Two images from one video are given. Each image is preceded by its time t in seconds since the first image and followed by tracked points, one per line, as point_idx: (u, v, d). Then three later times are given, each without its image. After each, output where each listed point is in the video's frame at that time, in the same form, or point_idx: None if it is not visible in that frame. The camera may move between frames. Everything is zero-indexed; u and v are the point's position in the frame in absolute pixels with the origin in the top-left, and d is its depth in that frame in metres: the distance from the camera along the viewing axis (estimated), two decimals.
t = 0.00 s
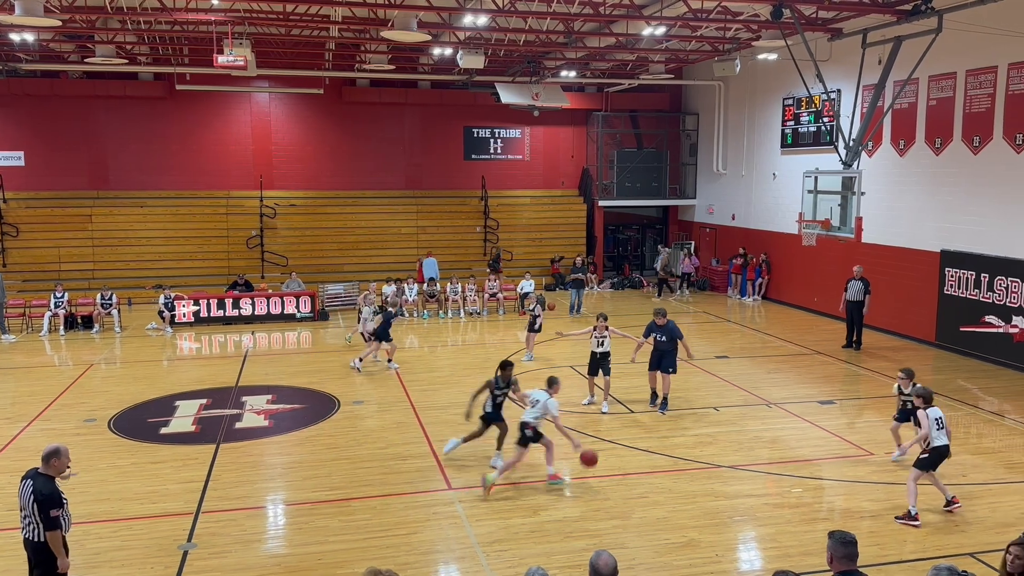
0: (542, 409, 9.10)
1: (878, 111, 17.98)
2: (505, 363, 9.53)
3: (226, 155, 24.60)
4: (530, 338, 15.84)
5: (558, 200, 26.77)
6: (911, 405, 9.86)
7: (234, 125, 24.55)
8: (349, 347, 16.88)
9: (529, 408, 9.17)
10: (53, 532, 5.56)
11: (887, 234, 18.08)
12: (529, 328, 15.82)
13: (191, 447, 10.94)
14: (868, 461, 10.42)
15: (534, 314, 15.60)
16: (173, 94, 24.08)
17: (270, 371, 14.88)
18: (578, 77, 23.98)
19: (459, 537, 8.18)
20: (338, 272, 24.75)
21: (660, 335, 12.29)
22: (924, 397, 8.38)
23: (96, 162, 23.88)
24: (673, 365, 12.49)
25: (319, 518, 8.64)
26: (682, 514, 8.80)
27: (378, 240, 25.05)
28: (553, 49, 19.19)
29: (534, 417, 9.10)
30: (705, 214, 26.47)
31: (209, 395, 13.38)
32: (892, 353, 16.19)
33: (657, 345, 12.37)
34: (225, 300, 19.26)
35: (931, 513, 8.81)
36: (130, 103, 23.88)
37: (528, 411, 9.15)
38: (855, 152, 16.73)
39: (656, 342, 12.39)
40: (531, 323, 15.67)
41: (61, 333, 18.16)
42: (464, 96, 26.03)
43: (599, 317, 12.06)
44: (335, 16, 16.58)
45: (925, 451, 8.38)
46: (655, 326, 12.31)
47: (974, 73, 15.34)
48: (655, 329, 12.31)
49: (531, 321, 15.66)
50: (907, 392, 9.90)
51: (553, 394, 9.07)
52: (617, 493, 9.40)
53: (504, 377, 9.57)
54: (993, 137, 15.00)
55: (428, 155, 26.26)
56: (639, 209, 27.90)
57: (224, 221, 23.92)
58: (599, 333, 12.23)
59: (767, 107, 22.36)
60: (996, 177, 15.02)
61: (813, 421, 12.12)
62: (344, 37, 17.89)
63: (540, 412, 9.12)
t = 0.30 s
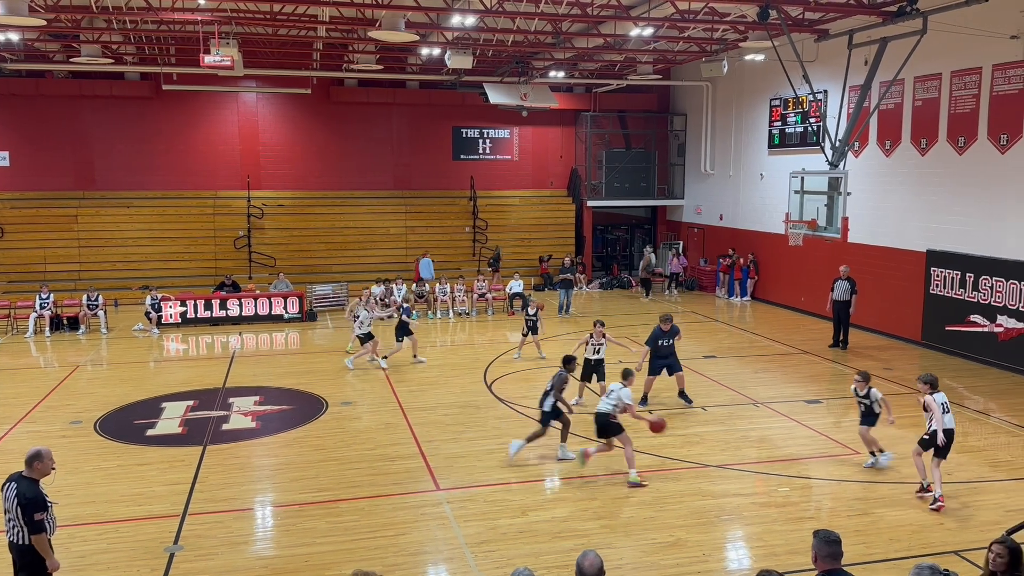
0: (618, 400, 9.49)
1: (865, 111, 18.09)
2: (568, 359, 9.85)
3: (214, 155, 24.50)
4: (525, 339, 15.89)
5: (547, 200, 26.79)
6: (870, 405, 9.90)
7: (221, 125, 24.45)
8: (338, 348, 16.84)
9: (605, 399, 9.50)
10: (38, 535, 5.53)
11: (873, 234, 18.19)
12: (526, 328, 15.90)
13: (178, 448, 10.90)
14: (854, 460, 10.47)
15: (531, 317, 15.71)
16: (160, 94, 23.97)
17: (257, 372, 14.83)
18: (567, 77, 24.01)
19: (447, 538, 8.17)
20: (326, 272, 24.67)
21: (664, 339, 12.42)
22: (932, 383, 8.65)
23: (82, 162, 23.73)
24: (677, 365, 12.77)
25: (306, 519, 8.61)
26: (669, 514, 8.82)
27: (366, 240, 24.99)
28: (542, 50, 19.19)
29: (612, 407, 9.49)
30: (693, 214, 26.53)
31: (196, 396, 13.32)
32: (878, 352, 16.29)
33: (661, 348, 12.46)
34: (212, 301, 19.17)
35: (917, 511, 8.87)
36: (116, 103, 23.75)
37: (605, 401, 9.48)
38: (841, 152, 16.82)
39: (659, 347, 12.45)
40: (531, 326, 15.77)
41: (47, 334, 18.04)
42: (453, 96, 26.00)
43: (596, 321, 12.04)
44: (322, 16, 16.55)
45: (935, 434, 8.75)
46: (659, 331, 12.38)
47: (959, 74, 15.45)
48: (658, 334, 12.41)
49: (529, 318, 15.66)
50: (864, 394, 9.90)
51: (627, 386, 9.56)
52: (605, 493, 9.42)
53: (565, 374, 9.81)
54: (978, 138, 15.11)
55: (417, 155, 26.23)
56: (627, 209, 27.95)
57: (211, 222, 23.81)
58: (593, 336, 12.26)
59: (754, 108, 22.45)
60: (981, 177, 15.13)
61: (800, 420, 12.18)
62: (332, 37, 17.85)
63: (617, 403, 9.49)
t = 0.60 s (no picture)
0: (676, 382, 10.16)
1: (852, 112, 18.20)
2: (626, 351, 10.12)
3: (201, 155, 24.38)
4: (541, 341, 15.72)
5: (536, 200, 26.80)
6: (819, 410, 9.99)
7: (208, 125, 24.33)
8: (327, 349, 16.81)
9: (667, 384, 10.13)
10: (24, 538, 5.48)
11: (860, 234, 18.29)
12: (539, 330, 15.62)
13: (165, 450, 10.84)
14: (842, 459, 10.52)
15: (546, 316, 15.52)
16: (147, 94, 23.83)
17: (245, 373, 14.76)
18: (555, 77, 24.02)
19: (436, 539, 8.15)
20: (314, 273, 24.58)
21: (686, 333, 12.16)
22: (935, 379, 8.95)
23: (68, 162, 23.56)
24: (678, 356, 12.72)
25: (295, 521, 8.58)
26: (658, 513, 8.84)
27: (354, 240, 24.92)
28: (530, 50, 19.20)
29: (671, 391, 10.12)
30: (681, 214, 26.61)
31: (184, 398, 13.24)
32: (865, 351, 16.38)
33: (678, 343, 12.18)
34: (200, 302, 19.08)
35: (904, 509, 8.92)
36: (103, 102, 23.58)
37: (666, 386, 10.12)
38: (828, 153, 16.91)
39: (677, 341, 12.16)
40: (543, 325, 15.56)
41: (33, 336, 17.90)
42: (442, 96, 25.95)
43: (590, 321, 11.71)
44: (311, 16, 16.51)
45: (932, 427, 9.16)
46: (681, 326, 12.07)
47: (945, 75, 15.56)
48: (679, 327, 12.08)
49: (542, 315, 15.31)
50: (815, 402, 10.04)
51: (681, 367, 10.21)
52: (595, 493, 9.42)
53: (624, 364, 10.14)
54: (964, 138, 15.22)
55: (406, 154, 26.18)
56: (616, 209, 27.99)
57: (199, 222, 23.68)
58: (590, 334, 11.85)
59: (742, 109, 22.55)
60: (966, 177, 15.25)
61: (788, 419, 12.24)
62: (321, 37, 17.81)
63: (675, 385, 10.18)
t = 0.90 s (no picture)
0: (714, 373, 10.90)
1: (839, 112, 18.30)
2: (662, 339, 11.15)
3: (188, 155, 24.26)
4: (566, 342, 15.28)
5: (525, 200, 26.80)
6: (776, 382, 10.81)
7: (195, 125, 24.22)
8: (315, 349, 16.76)
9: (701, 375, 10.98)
10: (7, 542, 5.40)
11: (847, 233, 18.38)
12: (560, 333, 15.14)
13: (153, 451, 10.78)
14: (830, 458, 10.57)
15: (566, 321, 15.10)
16: (133, 93, 23.71)
17: (233, 374, 14.69)
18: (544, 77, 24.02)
19: (426, 540, 8.14)
20: (303, 273, 24.50)
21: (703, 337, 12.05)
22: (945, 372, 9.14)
23: (54, 162, 23.41)
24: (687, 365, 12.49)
25: (283, 522, 8.54)
26: (647, 513, 8.85)
27: (343, 241, 24.85)
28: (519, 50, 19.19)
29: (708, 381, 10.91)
30: (670, 214, 26.67)
31: (172, 399, 13.16)
32: (853, 351, 16.46)
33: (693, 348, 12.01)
34: (187, 302, 18.97)
35: (891, 508, 8.96)
36: (89, 102, 23.44)
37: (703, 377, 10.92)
38: (815, 153, 17.00)
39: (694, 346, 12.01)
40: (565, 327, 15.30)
41: (18, 337, 17.75)
42: (430, 96, 25.90)
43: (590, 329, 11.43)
44: (299, 15, 16.46)
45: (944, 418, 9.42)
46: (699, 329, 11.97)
47: (931, 75, 15.66)
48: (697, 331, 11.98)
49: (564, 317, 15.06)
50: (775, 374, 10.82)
51: (720, 359, 10.89)
52: (585, 493, 9.42)
53: (664, 349, 11.35)
54: (950, 138, 15.31)
55: (394, 154, 26.14)
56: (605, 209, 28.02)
57: (187, 223, 23.57)
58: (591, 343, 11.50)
59: (730, 109, 22.63)
60: (952, 177, 15.35)
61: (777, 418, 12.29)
62: (309, 36, 17.76)
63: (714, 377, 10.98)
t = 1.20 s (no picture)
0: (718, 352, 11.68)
1: (826, 112, 18.39)
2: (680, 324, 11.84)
3: (175, 155, 24.14)
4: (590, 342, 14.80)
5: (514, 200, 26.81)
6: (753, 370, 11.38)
7: (182, 124, 24.10)
8: (303, 350, 16.70)
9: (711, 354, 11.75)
10: None
11: (835, 233, 18.47)
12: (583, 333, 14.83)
13: (140, 453, 10.71)
14: (818, 457, 10.61)
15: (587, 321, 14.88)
16: (120, 93, 23.58)
17: (221, 374, 14.63)
18: (532, 77, 24.02)
19: (416, 540, 8.12)
20: (291, 274, 24.40)
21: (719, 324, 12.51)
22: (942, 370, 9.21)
23: (39, 161, 23.24)
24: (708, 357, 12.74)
25: (272, 523, 8.51)
26: (636, 512, 8.86)
27: (331, 241, 24.78)
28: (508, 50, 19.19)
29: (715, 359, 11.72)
30: (658, 213, 26.72)
31: (159, 400, 13.09)
32: (840, 350, 16.54)
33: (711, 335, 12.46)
34: (174, 302, 18.86)
35: (879, 506, 9.01)
36: (75, 101, 23.28)
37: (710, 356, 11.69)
38: (803, 153, 17.08)
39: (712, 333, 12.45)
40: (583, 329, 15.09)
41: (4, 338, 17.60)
42: (419, 96, 25.86)
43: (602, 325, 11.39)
44: (286, 15, 16.41)
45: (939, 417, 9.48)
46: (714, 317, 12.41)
47: (918, 75, 15.76)
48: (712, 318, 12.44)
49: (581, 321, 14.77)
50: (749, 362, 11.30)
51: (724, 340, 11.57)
52: (574, 492, 9.43)
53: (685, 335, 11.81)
54: (936, 138, 15.41)
55: (383, 154, 26.09)
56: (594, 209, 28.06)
57: (174, 223, 23.45)
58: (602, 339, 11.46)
59: (718, 110, 22.70)
60: (938, 177, 15.44)
61: (765, 417, 12.33)
62: (296, 36, 17.71)
63: (723, 348, 12.17)
